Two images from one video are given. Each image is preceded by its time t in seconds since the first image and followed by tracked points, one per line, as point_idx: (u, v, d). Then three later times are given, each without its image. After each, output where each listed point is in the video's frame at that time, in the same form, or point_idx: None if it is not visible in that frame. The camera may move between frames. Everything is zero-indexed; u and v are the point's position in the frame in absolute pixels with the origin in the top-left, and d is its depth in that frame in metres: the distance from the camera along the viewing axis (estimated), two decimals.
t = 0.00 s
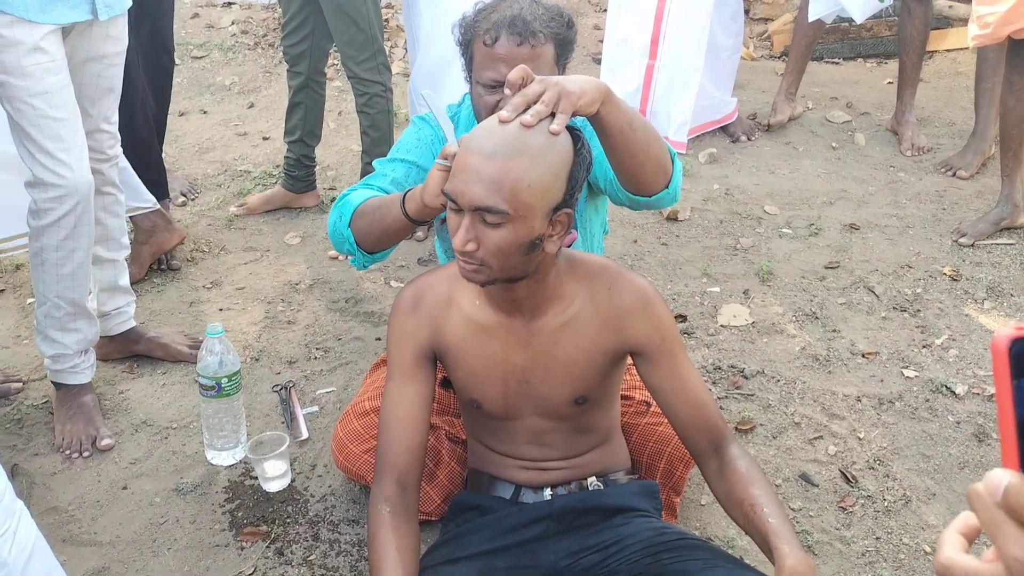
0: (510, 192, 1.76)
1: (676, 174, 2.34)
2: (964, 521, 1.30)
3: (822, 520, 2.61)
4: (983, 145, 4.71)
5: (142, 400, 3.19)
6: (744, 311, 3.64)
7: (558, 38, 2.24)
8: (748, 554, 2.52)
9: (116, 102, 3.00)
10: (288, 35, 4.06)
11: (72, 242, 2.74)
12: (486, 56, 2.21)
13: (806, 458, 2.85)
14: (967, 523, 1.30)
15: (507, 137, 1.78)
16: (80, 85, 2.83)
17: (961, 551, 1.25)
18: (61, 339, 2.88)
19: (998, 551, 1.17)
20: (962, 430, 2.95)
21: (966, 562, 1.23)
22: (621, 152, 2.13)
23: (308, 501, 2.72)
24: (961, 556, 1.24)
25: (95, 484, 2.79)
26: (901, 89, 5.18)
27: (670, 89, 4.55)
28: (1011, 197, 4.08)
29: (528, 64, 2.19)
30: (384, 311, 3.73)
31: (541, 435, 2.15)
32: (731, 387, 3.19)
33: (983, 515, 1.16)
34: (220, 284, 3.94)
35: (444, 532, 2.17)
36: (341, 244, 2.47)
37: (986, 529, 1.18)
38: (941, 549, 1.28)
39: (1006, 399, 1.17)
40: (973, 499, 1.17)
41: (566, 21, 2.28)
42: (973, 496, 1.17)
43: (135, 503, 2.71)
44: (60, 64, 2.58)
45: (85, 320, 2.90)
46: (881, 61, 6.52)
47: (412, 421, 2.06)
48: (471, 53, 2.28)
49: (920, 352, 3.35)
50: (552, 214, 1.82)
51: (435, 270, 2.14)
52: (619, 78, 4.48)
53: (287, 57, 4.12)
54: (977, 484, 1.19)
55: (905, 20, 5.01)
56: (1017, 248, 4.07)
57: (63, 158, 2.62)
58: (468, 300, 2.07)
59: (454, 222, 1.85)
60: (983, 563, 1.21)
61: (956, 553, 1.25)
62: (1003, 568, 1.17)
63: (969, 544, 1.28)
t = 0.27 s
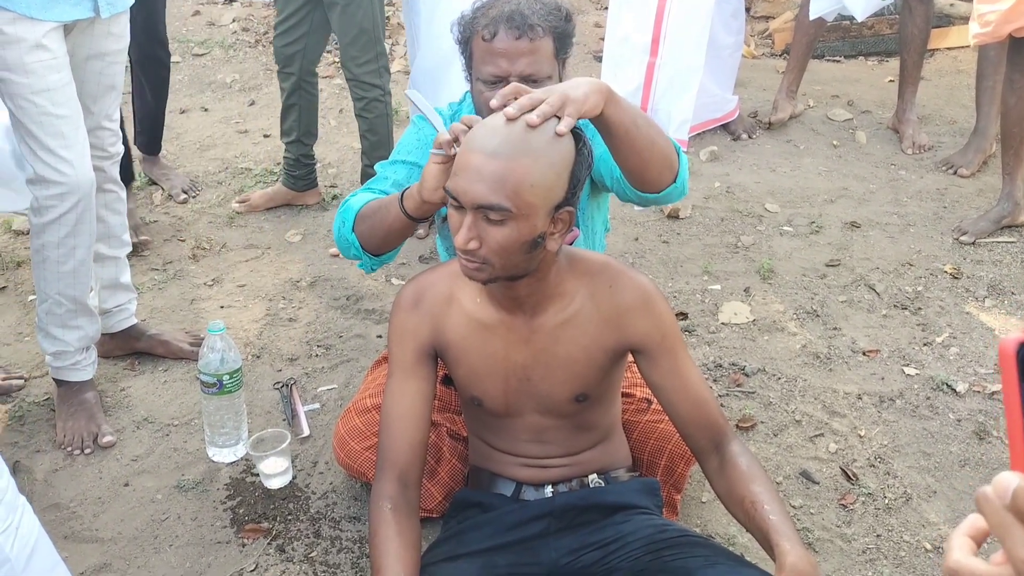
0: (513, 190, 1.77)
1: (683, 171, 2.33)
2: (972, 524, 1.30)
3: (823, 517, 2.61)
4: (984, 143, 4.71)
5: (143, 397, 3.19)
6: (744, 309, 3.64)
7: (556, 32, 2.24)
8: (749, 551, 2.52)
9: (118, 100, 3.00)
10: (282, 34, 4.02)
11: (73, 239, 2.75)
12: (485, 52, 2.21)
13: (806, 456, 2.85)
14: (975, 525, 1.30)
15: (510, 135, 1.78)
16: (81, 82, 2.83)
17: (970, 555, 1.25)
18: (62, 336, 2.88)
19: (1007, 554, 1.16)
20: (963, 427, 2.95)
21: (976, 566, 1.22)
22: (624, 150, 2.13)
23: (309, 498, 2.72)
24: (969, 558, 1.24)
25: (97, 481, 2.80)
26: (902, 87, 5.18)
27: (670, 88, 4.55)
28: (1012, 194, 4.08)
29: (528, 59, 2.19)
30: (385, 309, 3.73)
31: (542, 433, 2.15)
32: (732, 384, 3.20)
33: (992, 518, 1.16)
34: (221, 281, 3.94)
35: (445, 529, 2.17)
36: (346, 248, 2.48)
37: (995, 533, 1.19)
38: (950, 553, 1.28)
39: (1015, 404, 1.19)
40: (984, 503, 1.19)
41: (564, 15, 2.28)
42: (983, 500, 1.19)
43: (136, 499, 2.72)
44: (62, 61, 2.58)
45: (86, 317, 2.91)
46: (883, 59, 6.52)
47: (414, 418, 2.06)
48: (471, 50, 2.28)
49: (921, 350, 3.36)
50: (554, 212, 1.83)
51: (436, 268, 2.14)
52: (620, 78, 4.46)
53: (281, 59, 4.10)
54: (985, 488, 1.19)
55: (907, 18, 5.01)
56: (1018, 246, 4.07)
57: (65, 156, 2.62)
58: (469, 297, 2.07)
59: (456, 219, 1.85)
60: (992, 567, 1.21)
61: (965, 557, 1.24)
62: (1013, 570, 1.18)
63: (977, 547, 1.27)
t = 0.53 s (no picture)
0: (517, 186, 1.77)
1: (683, 167, 2.34)
2: (979, 521, 1.29)
3: (823, 514, 2.62)
4: (984, 141, 4.71)
5: (145, 393, 3.20)
6: (745, 307, 3.64)
7: (553, 25, 2.24)
8: (749, 548, 2.52)
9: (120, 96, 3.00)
10: (259, 36, 3.77)
11: (74, 235, 2.74)
12: (482, 46, 2.21)
13: (807, 453, 2.86)
14: (981, 522, 1.29)
15: (514, 131, 1.78)
16: (84, 78, 2.82)
17: (978, 551, 1.24)
18: (63, 332, 2.88)
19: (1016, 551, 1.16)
20: (963, 425, 2.96)
21: (982, 562, 1.22)
22: (626, 146, 2.13)
23: (310, 494, 2.73)
24: (976, 556, 1.23)
25: (98, 477, 2.80)
26: (903, 85, 5.18)
27: (671, 86, 4.55)
28: (1013, 193, 4.09)
29: (526, 53, 2.19)
30: (385, 306, 3.73)
31: (543, 429, 2.15)
32: (732, 381, 3.20)
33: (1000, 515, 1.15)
34: (222, 278, 3.94)
35: (445, 526, 2.17)
36: (351, 245, 2.47)
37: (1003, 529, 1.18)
38: (957, 550, 1.27)
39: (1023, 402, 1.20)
40: (992, 500, 1.17)
41: (560, 7, 2.27)
42: (990, 497, 1.17)
43: (138, 496, 2.72)
44: (64, 57, 2.59)
45: (87, 313, 2.91)
46: (883, 57, 6.51)
47: (415, 415, 2.07)
48: (469, 45, 2.28)
49: (921, 348, 3.36)
50: (557, 208, 1.83)
51: (438, 264, 2.14)
52: (621, 74, 4.49)
53: (251, 62, 3.83)
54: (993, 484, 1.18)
55: (908, 16, 5.01)
56: (1019, 244, 4.07)
57: (66, 151, 2.62)
58: (471, 294, 2.07)
59: (460, 215, 1.85)
60: (1000, 563, 1.20)
61: (973, 554, 1.24)
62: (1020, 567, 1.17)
63: (984, 544, 1.27)
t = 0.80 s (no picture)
0: (518, 184, 1.77)
1: (683, 165, 2.34)
2: (980, 515, 1.30)
3: (822, 512, 2.62)
4: (984, 140, 4.70)
5: (145, 390, 3.20)
6: (744, 305, 3.64)
7: (552, 22, 2.24)
8: (749, 545, 2.53)
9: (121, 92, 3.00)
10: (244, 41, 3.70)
11: (76, 231, 2.74)
12: (482, 44, 2.21)
13: (806, 451, 2.86)
14: (983, 516, 1.29)
15: (515, 128, 1.78)
16: (85, 74, 2.83)
17: (979, 545, 1.25)
18: (64, 329, 2.89)
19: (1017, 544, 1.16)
20: (962, 423, 2.96)
21: (983, 554, 1.22)
22: (626, 144, 2.14)
23: (310, 491, 2.73)
24: (976, 547, 1.24)
25: (98, 473, 2.80)
26: (903, 83, 5.17)
27: (671, 84, 4.55)
28: (1013, 191, 4.09)
29: (525, 50, 2.19)
30: (385, 303, 3.73)
31: (542, 427, 2.15)
32: (732, 379, 3.20)
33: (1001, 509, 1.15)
34: (222, 275, 3.95)
35: (445, 523, 2.18)
36: (350, 238, 2.48)
37: (1004, 522, 1.19)
38: (959, 543, 1.27)
39: None
40: (992, 494, 1.19)
41: (559, 4, 2.27)
42: (992, 490, 1.19)
43: (138, 492, 2.72)
44: (65, 53, 2.59)
45: (88, 310, 2.91)
46: (884, 55, 6.51)
47: (414, 412, 2.07)
48: (469, 43, 2.28)
49: (920, 346, 3.36)
50: (557, 206, 1.83)
51: (437, 262, 2.14)
52: (622, 71, 4.51)
53: (234, 75, 3.67)
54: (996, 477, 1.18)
55: (909, 15, 5.01)
56: (1018, 243, 4.07)
57: (67, 148, 2.62)
58: (470, 291, 2.07)
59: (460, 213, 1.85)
60: (1002, 557, 1.21)
61: (974, 547, 1.24)
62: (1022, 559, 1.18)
63: (985, 538, 1.27)
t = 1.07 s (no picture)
0: (517, 183, 1.77)
1: (683, 163, 2.34)
2: (979, 507, 1.30)
3: (822, 511, 2.62)
4: (984, 139, 4.70)
5: (145, 389, 3.20)
6: (744, 304, 3.64)
7: (551, 20, 2.24)
8: (748, 544, 2.53)
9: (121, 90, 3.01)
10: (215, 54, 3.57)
11: (76, 229, 2.74)
12: (481, 42, 2.21)
13: (806, 450, 2.86)
14: (981, 509, 1.29)
15: (514, 127, 1.78)
16: (86, 72, 2.83)
17: (977, 538, 1.25)
18: (64, 328, 2.89)
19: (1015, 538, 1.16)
20: (962, 422, 2.96)
21: (982, 548, 1.22)
22: (625, 142, 2.13)
23: (310, 490, 2.73)
24: (974, 541, 1.23)
25: (98, 472, 2.80)
26: (903, 82, 5.17)
27: (672, 83, 4.54)
28: (1013, 190, 4.09)
29: (525, 49, 2.19)
30: (385, 302, 3.73)
31: (542, 426, 2.15)
32: (731, 378, 3.20)
33: (997, 502, 1.15)
34: (223, 274, 3.95)
35: (445, 522, 2.18)
36: (347, 233, 2.48)
37: (1000, 516, 1.17)
38: (957, 536, 1.27)
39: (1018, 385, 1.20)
40: (988, 488, 1.16)
41: (559, 2, 2.27)
42: (988, 485, 1.17)
43: (137, 491, 2.72)
44: (67, 52, 2.59)
45: (88, 309, 2.91)
46: (884, 54, 6.51)
47: (414, 411, 2.07)
48: (468, 42, 2.28)
49: (920, 345, 3.36)
50: (556, 205, 1.83)
51: (437, 261, 2.15)
52: (623, 72, 4.51)
53: (197, 86, 3.55)
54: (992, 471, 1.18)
55: (909, 14, 5.02)
56: (1018, 242, 4.07)
57: (69, 146, 2.62)
58: (469, 290, 2.07)
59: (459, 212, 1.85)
60: (999, 550, 1.21)
61: (971, 540, 1.24)
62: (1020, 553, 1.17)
63: (983, 531, 1.27)
